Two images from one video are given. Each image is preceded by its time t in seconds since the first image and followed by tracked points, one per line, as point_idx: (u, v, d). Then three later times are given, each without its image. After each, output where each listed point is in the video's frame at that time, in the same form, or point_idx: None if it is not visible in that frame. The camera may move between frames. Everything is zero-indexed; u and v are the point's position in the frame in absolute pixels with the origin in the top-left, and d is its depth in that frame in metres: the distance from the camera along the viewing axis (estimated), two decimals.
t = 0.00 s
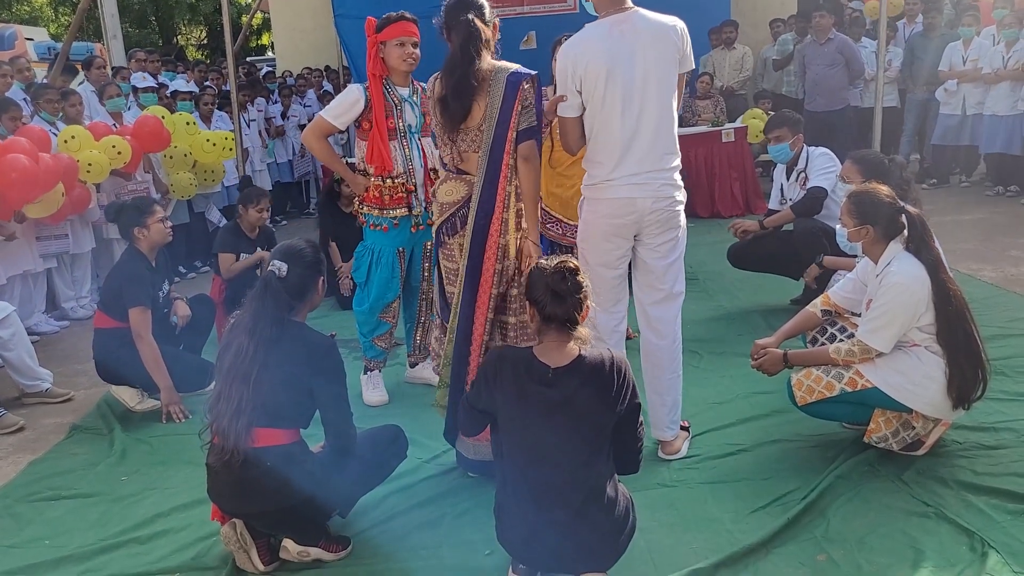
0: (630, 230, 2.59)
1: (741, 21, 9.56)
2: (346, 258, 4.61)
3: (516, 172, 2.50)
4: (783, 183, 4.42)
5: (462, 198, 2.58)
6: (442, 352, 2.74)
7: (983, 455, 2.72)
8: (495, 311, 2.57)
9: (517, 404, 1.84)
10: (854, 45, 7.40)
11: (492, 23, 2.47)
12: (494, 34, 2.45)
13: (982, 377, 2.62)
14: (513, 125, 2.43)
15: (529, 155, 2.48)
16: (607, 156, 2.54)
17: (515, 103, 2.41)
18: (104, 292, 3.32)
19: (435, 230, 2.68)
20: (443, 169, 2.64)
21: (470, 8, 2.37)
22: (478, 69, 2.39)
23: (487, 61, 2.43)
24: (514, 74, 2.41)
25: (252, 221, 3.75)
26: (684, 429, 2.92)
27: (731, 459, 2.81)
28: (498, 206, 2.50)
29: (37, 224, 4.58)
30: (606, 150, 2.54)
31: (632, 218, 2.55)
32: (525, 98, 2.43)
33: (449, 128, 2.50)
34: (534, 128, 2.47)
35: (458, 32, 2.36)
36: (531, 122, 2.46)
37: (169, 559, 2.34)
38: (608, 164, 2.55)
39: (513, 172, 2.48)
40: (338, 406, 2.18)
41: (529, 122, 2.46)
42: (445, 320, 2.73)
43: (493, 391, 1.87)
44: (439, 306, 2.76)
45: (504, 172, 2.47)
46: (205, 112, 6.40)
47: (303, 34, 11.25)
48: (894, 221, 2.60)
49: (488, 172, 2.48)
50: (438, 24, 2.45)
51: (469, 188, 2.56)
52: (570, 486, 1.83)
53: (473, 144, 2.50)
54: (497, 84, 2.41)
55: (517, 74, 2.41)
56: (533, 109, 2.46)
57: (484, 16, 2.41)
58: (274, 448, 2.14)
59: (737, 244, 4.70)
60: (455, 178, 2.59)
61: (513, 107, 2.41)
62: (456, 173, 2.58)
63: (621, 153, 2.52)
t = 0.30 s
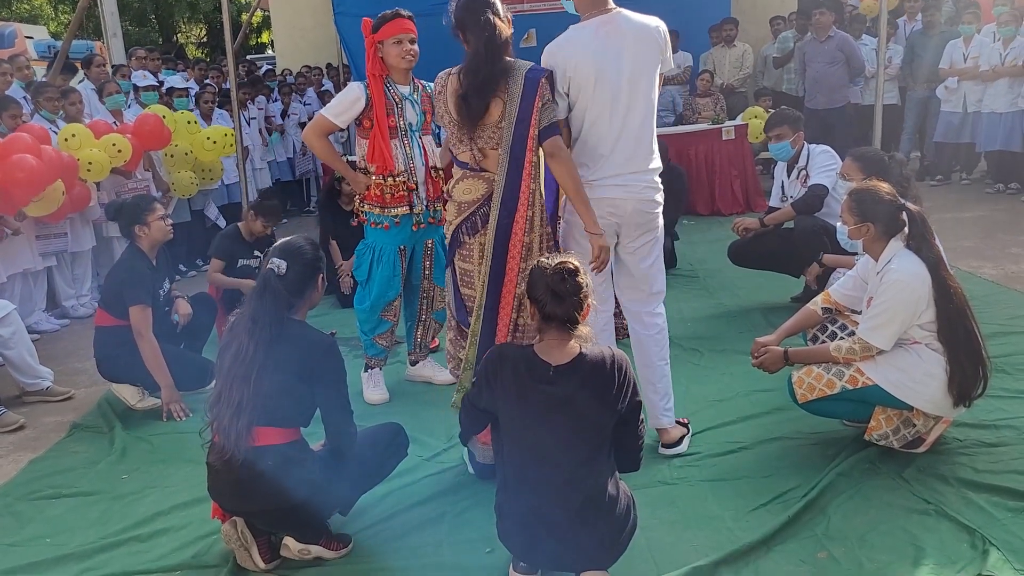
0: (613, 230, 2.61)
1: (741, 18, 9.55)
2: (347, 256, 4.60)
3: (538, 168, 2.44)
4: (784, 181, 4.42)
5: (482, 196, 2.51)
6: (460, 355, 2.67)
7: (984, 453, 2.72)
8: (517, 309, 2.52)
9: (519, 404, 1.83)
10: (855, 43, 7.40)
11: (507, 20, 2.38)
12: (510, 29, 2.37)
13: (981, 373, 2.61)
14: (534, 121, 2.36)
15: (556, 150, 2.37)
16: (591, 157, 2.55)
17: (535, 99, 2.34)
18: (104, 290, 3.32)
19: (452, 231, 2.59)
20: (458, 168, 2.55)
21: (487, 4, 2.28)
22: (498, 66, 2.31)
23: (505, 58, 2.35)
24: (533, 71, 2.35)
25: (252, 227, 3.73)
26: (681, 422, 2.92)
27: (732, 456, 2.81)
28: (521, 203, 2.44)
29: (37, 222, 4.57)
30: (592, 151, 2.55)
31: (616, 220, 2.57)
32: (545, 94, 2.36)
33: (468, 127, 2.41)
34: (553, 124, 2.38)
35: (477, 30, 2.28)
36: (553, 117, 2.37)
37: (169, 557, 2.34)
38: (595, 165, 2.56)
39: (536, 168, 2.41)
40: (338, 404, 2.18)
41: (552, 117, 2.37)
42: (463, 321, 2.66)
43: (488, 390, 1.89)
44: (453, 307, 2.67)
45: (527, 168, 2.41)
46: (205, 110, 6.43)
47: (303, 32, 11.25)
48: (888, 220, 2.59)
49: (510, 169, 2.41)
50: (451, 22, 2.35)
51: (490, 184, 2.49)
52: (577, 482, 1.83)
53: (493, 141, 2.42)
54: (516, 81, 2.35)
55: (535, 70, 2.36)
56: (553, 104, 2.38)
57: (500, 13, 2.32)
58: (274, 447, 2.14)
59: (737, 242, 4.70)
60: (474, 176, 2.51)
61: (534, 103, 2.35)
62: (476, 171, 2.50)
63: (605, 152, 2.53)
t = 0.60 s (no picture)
0: (610, 224, 2.59)
1: (742, 16, 9.54)
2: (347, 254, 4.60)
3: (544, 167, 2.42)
4: (784, 179, 4.42)
5: (486, 195, 2.50)
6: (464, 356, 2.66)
7: (985, 451, 2.72)
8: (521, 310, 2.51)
9: (521, 401, 1.83)
10: (856, 40, 7.38)
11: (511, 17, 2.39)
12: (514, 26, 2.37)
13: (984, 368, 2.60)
14: (539, 120, 2.35)
15: (576, 142, 2.33)
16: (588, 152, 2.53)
17: (539, 99, 2.34)
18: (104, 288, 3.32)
19: (454, 230, 2.59)
20: (462, 168, 2.54)
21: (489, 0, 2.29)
22: (502, 62, 2.31)
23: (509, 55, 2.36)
24: (536, 68, 2.35)
25: (254, 230, 3.70)
26: (657, 412, 2.96)
27: (733, 454, 2.81)
28: (526, 203, 2.43)
29: (38, 221, 4.58)
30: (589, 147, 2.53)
31: (614, 214, 2.56)
32: (549, 91, 2.35)
33: (472, 124, 2.41)
34: (565, 116, 2.36)
35: (482, 25, 2.29)
36: (560, 112, 2.36)
37: (171, 555, 2.34)
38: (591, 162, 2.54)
39: (541, 167, 2.40)
40: (339, 401, 2.18)
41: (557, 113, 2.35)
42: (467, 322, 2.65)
43: (490, 387, 1.88)
44: (457, 306, 2.66)
45: (531, 168, 2.40)
46: (206, 108, 6.42)
47: (303, 30, 11.23)
48: (882, 217, 2.61)
49: (513, 168, 2.40)
50: (455, 18, 2.36)
51: (493, 184, 2.48)
52: (581, 480, 1.83)
53: (496, 140, 2.42)
54: (520, 79, 2.35)
55: (538, 67, 2.36)
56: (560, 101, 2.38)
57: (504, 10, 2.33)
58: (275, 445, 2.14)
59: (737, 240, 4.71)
60: (477, 175, 2.50)
61: (538, 101, 2.34)
62: (479, 171, 2.49)
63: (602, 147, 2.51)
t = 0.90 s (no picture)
0: (614, 222, 2.59)
1: (743, 14, 9.53)
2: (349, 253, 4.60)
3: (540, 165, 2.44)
4: (786, 177, 4.42)
5: (479, 192, 2.48)
6: (455, 353, 2.65)
7: (988, 449, 2.71)
8: (516, 308, 2.51)
9: (524, 399, 1.83)
10: (858, 38, 7.37)
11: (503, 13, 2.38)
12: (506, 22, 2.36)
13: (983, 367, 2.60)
14: (536, 117, 2.37)
15: (590, 128, 2.33)
16: (591, 151, 2.53)
17: (536, 96, 2.36)
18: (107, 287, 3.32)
19: (446, 227, 2.56)
20: (454, 164, 2.52)
21: None
22: (497, 60, 2.31)
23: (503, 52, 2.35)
24: (532, 65, 2.35)
25: (256, 230, 3.69)
26: (673, 410, 2.93)
27: (735, 452, 2.81)
28: (522, 201, 2.44)
29: (40, 220, 4.58)
30: (591, 145, 2.52)
31: (618, 211, 2.55)
32: (546, 88, 2.37)
33: (466, 121, 2.39)
34: (572, 103, 2.36)
35: (473, 22, 2.27)
36: (564, 103, 2.36)
37: (174, 554, 2.34)
38: (593, 159, 2.54)
39: (536, 164, 2.41)
40: (341, 400, 2.18)
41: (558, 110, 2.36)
42: (459, 320, 2.63)
43: (494, 386, 1.88)
44: (447, 303, 2.64)
45: (528, 166, 2.41)
46: (208, 107, 6.43)
47: (304, 28, 11.23)
48: (882, 215, 2.59)
49: (510, 167, 2.40)
50: (446, 16, 2.34)
51: (486, 181, 2.47)
52: (581, 477, 1.83)
53: (490, 138, 2.41)
54: (516, 76, 2.35)
55: (533, 65, 2.36)
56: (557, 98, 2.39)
57: (495, 6, 2.32)
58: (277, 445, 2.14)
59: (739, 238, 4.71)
60: (470, 172, 2.48)
61: (535, 99, 2.36)
62: (472, 167, 2.47)
63: (605, 144, 2.51)
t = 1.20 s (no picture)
0: (628, 217, 2.58)
1: (745, 12, 9.52)
2: (351, 252, 4.60)
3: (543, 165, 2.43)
4: (788, 175, 4.41)
5: (481, 191, 2.49)
6: (456, 351, 2.65)
7: (992, 446, 2.71)
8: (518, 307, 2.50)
9: (527, 398, 1.83)
10: (860, 35, 7.36)
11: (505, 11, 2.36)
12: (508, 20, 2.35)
13: (981, 365, 2.60)
14: (539, 117, 2.36)
15: (600, 123, 2.35)
16: (605, 146, 2.53)
17: (539, 96, 2.34)
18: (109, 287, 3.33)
19: (448, 225, 2.57)
20: (456, 163, 2.53)
21: None
22: (498, 58, 2.31)
23: (505, 50, 2.35)
24: (535, 64, 2.34)
25: (258, 230, 3.68)
26: (686, 419, 2.92)
27: (738, 451, 2.81)
28: (524, 200, 2.43)
29: (42, 220, 4.58)
30: (605, 140, 2.52)
31: (632, 207, 2.54)
32: (550, 87, 2.35)
33: (467, 120, 2.40)
34: (579, 100, 2.36)
35: (474, 21, 2.27)
36: (572, 99, 2.35)
37: (177, 553, 2.34)
38: (608, 154, 2.53)
39: (540, 163, 2.41)
40: (344, 400, 2.18)
41: (565, 108, 2.36)
42: (460, 318, 2.64)
43: (497, 384, 1.88)
44: (449, 301, 2.65)
45: (530, 166, 2.41)
46: (210, 106, 6.43)
47: (305, 28, 11.23)
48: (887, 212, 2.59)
49: (512, 167, 2.40)
50: (448, 14, 2.34)
51: (489, 179, 2.47)
52: (584, 476, 1.83)
53: (492, 136, 2.41)
54: (518, 75, 2.34)
55: (536, 63, 2.35)
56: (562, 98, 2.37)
57: (497, 4, 2.31)
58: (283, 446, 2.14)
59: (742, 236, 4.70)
60: (472, 170, 2.49)
61: (537, 99, 2.34)
62: (473, 166, 2.48)
63: (619, 140, 2.51)
